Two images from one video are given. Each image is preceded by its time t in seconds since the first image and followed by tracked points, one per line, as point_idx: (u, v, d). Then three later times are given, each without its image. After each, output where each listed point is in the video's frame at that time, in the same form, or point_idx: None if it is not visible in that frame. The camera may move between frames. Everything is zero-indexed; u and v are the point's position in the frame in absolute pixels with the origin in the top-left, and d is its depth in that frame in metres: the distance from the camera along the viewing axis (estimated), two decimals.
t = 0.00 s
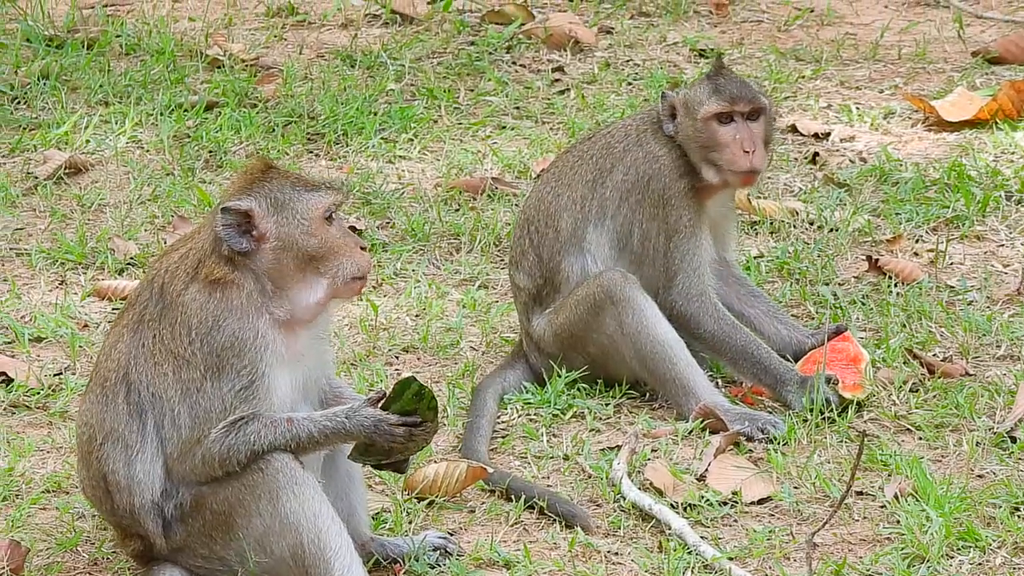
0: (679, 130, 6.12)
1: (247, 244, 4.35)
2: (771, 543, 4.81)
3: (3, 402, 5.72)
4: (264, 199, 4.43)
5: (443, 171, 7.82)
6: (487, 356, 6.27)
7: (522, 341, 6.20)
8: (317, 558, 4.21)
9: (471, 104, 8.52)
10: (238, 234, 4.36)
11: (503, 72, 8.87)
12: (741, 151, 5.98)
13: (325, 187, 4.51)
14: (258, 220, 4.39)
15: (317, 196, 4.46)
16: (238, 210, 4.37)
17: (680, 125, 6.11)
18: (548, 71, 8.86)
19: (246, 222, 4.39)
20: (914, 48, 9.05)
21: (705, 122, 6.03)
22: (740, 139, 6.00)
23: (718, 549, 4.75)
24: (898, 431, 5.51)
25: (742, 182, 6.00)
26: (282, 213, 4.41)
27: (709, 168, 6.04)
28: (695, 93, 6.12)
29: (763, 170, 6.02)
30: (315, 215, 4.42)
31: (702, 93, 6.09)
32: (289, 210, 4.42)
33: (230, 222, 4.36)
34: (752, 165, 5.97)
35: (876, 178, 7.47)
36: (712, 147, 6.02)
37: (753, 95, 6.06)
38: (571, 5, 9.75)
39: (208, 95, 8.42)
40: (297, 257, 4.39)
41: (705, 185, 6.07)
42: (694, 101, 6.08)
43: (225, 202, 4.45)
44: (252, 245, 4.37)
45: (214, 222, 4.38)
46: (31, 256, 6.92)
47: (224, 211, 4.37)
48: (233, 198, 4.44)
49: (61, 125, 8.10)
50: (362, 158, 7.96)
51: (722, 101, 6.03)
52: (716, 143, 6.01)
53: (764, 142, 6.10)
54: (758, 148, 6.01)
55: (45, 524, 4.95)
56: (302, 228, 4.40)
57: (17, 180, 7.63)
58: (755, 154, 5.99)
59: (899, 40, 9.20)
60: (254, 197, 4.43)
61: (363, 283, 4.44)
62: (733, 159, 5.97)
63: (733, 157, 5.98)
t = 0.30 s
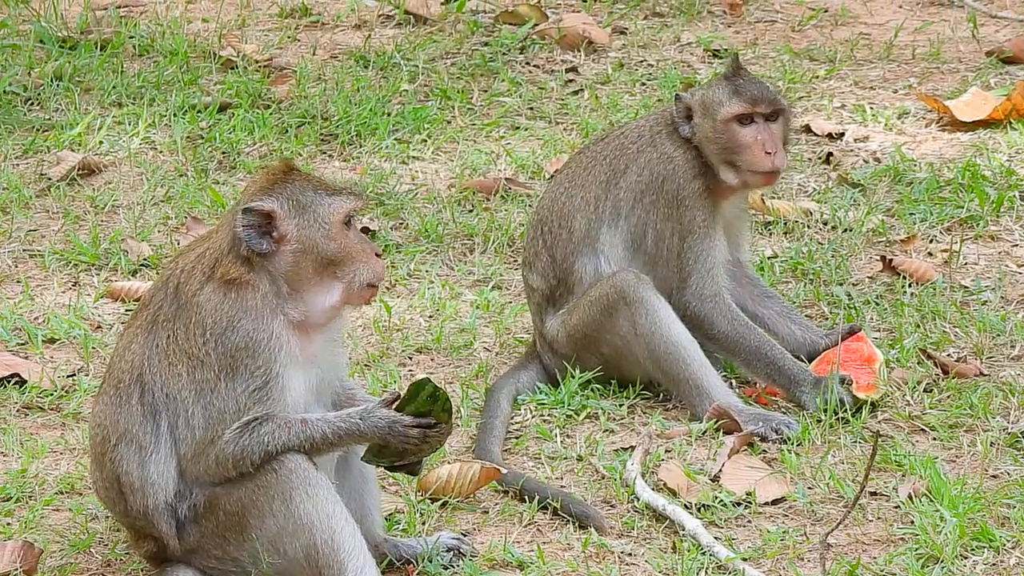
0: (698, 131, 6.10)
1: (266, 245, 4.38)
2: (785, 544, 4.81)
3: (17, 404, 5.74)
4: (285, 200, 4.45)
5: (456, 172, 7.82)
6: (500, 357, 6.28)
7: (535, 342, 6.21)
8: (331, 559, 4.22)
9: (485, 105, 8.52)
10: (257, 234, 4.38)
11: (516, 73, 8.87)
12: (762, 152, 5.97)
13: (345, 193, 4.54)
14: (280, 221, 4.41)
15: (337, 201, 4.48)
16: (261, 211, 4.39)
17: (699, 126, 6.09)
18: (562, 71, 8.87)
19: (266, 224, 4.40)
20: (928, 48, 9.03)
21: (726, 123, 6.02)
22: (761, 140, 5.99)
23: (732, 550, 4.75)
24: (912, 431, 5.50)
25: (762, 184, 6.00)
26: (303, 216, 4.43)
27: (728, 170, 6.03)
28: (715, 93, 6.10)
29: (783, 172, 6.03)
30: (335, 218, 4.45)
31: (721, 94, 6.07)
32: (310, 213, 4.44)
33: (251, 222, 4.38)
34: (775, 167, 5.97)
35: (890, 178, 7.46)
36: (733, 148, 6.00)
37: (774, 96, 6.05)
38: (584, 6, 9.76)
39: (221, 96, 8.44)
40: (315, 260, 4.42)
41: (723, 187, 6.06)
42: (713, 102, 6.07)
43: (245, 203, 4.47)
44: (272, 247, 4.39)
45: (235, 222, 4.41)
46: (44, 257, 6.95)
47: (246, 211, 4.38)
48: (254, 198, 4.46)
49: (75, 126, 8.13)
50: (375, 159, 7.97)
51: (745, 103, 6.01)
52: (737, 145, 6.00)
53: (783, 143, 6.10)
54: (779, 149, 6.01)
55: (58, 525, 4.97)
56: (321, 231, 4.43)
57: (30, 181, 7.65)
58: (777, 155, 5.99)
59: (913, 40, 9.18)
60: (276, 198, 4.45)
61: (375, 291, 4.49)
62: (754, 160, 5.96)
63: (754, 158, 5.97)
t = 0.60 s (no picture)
0: (716, 130, 6.09)
1: (330, 239, 4.41)
2: (801, 543, 4.80)
3: (32, 404, 5.76)
4: (332, 186, 4.45)
5: (472, 171, 7.83)
6: (516, 357, 6.28)
7: (551, 342, 6.21)
8: (345, 560, 4.23)
9: (501, 104, 8.53)
10: (312, 228, 4.40)
11: (532, 72, 8.88)
12: (782, 152, 5.98)
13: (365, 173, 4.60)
14: (337, 211, 4.41)
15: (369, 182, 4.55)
16: (322, 205, 4.40)
17: (717, 125, 6.09)
18: (578, 70, 8.87)
19: (324, 216, 4.41)
20: (944, 47, 9.02)
21: (745, 123, 6.02)
22: (781, 139, 5.99)
23: (748, 550, 4.75)
24: (928, 430, 5.49)
25: (781, 183, 6.00)
26: (354, 200, 4.46)
27: (746, 170, 6.03)
28: (734, 92, 6.10)
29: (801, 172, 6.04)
30: (372, 198, 4.54)
31: (741, 93, 6.07)
32: (356, 196, 4.48)
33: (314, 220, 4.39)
34: (794, 167, 5.98)
35: (906, 177, 7.45)
36: (753, 148, 6.00)
37: (793, 95, 6.06)
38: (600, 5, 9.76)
39: (237, 95, 8.46)
40: (365, 243, 4.49)
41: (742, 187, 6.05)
42: (732, 101, 6.07)
43: (290, 196, 4.45)
44: (323, 237, 4.41)
45: (294, 215, 4.41)
46: (60, 257, 6.97)
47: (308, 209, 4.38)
48: (303, 190, 4.44)
49: (90, 126, 8.16)
50: (391, 159, 7.98)
51: (765, 102, 6.02)
52: (756, 144, 6.00)
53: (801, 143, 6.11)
54: (798, 149, 6.01)
55: (73, 525, 4.99)
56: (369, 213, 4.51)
57: (46, 181, 7.68)
58: (796, 155, 5.99)
59: (930, 39, 9.16)
60: (325, 188, 4.44)
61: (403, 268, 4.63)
62: (774, 160, 5.96)
63: (774, 158, 5.97)
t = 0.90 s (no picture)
0: (728, 125, 6.10)
1: (368, 239, 4.57)
2: (814, 543, 4.81)
3: (46, 399, 5.79)
4: (377, 190, 4.64)
5: (487, 168, 7.84)
6: (530, 354, 6.30)
7: (566, 340, 6.22)
8: (363, 556, 4.25)
9: (517, 101, 8.54)
10: (357, 228, 4.57)
11: (548, 70, 8.89)
12: (789, 148, 5.97)
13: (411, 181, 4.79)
14: (378, 213, 4.60)
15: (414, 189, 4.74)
16: (361, 205, 4.58)
17: (729, 121, 6.10)
18: (594, 68, 8.88)
19: (365, 216, 4.59)
20: (961, 46, 9.00)
21: (754, 118, 6.01)
22: (788, 135, 5.99)
23: (761, 549, 4.76)
24: (942, 430, 5.50)
25: (789, 178, 6.00)
26: (396, 206, 4.65)
27: (755, 166, 6.05)
28: (745, 88, 6.09)
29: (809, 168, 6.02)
30: (418, 206, 4.72)
31: (751, 88, 6.06)
32: (400, 201, 4.67)
33: (354, 216, 4.57)
34: (801, 162, 5.97)
35: (922, 176, 7.45)
36: (761, 143, 6.01)
37: (803, 91, 6.04)
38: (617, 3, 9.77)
39: (253, 91, 8.49)
40: (405, 248, 4.67)
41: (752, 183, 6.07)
42: (742, 96, 6.06)
43: (332, 193, 4.64)
44: (370, 238, 4.58)
45: (335, 211, 4.58)
46: (74, 252, 7.00)
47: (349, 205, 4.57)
48: (347, 189, 4.62)
49: (105, 121, 8.19)
50: (406, 156, 8.00)
51: (773, 96, 5.99)
52: (765, 140, 6.00)
53: (812, 138, 6.09)
54: (806, 145, 6.00)
55: (86, 521, 5.02)
56: (412, 220, 4.69)
57: (60, 176, 7.70)
58: (803, 151, 5.98)
59: (946, 38, 9.14)
60: (369, 190, 4.63)
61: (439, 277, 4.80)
62: (781, 156, 5.96)
63: (780, 154, 5.97)
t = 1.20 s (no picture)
0: (749, 120, 6.11)
1: (360, 237, 4.53)
2: (828, 540, 4.83)
3: (60, 396, 5.82)
4: (377, 191, 4.62)
5: (503, 165, 7.86)
6: (545, 351, 6.32)
7: (580, 336, 6.24)
8: (376, 555, 4.27)
9: (532, 98, 8.55)
10: (351, 226, 4.53)
11: (563, 66, 8.90)
12: (817, 141, 6.02)
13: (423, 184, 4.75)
14: (372, 213, 4.58)
15: (421, 193, 4.70)
16: (355, 203, 4.55)
17: (749, 116, 6.11)
18: (609, 65, 8.89)
19: (358, 215, 4.56)
20: (976, 43, 8.99)
21: (779, 113, 6.05)
22: (815, 128, 6.03)
23: (776, 546, 4.77)
24: (957, 427, 5.50)
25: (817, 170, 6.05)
26: (394, 208, 4.62)
27: (780, 160, 6.05)
28: (767, 83, 6.12)
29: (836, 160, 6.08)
30: (422, 210, 4.67)
31: (773, 84, 6.09)
32: (401, 204, 4.64)
33: (346, 214, 4.54)
34: (829, 155, 6.02)
35: (937, 173, 7.44)
36: (787, 137, 6.03)
37: (825, 86, 6.09)
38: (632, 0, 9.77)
39: (268, 88, 8.51)
40: (403, 251, 4.62)
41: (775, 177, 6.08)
42: (764, 93, 6.09)
43: (332, 191, 4.63)
44: (364, 237, 4.55)
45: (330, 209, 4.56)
46: (89, 249, 7.03)
47: (341, 203, 4.55)
48: (346, 188, 4.61)
49: (120, 118, 8.22)
50: (421, 152, 8.02)
51: (801, 90, 6.05)
52: (790, 134, 6.03)
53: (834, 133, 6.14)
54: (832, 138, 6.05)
55: (101, 518, 5.05)
56: (412, 223, 4.64)
57: (76, 173, 7.73)
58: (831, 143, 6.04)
59: (961, 36, 9.13)
60: (368, 189, 4.61)
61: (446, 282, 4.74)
62: (811, 148, 6.01)
63: (809, 147, 6.01)
